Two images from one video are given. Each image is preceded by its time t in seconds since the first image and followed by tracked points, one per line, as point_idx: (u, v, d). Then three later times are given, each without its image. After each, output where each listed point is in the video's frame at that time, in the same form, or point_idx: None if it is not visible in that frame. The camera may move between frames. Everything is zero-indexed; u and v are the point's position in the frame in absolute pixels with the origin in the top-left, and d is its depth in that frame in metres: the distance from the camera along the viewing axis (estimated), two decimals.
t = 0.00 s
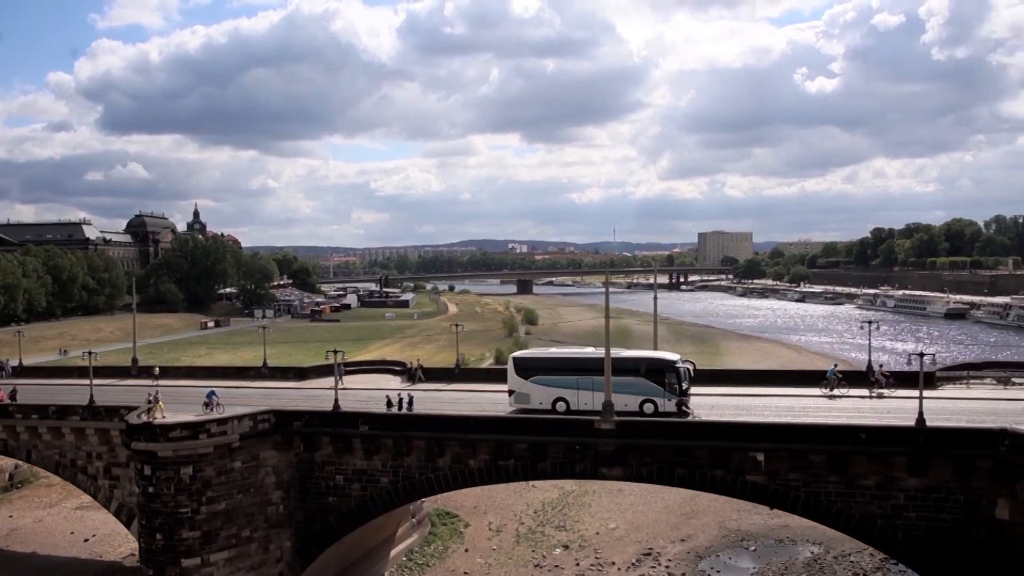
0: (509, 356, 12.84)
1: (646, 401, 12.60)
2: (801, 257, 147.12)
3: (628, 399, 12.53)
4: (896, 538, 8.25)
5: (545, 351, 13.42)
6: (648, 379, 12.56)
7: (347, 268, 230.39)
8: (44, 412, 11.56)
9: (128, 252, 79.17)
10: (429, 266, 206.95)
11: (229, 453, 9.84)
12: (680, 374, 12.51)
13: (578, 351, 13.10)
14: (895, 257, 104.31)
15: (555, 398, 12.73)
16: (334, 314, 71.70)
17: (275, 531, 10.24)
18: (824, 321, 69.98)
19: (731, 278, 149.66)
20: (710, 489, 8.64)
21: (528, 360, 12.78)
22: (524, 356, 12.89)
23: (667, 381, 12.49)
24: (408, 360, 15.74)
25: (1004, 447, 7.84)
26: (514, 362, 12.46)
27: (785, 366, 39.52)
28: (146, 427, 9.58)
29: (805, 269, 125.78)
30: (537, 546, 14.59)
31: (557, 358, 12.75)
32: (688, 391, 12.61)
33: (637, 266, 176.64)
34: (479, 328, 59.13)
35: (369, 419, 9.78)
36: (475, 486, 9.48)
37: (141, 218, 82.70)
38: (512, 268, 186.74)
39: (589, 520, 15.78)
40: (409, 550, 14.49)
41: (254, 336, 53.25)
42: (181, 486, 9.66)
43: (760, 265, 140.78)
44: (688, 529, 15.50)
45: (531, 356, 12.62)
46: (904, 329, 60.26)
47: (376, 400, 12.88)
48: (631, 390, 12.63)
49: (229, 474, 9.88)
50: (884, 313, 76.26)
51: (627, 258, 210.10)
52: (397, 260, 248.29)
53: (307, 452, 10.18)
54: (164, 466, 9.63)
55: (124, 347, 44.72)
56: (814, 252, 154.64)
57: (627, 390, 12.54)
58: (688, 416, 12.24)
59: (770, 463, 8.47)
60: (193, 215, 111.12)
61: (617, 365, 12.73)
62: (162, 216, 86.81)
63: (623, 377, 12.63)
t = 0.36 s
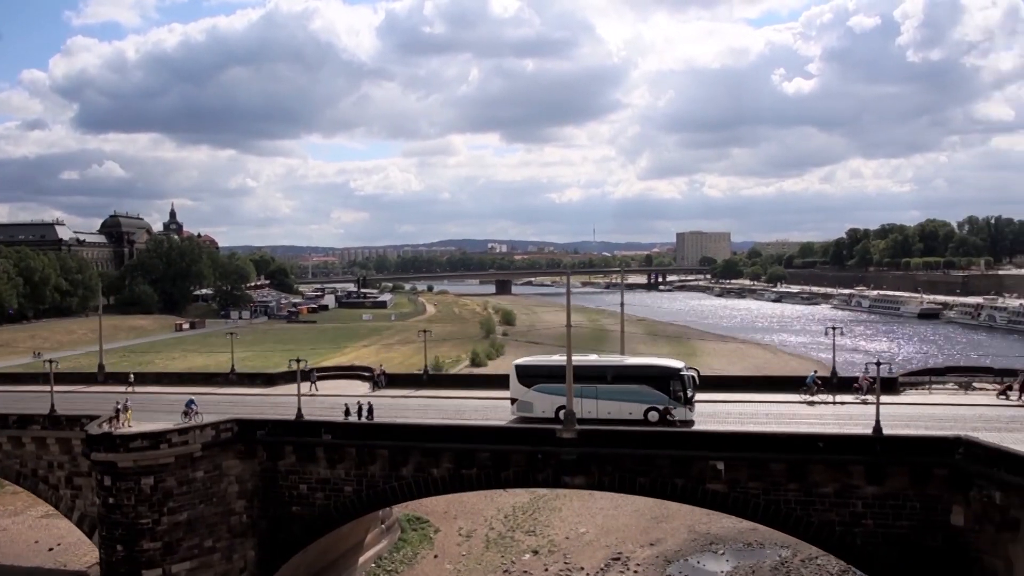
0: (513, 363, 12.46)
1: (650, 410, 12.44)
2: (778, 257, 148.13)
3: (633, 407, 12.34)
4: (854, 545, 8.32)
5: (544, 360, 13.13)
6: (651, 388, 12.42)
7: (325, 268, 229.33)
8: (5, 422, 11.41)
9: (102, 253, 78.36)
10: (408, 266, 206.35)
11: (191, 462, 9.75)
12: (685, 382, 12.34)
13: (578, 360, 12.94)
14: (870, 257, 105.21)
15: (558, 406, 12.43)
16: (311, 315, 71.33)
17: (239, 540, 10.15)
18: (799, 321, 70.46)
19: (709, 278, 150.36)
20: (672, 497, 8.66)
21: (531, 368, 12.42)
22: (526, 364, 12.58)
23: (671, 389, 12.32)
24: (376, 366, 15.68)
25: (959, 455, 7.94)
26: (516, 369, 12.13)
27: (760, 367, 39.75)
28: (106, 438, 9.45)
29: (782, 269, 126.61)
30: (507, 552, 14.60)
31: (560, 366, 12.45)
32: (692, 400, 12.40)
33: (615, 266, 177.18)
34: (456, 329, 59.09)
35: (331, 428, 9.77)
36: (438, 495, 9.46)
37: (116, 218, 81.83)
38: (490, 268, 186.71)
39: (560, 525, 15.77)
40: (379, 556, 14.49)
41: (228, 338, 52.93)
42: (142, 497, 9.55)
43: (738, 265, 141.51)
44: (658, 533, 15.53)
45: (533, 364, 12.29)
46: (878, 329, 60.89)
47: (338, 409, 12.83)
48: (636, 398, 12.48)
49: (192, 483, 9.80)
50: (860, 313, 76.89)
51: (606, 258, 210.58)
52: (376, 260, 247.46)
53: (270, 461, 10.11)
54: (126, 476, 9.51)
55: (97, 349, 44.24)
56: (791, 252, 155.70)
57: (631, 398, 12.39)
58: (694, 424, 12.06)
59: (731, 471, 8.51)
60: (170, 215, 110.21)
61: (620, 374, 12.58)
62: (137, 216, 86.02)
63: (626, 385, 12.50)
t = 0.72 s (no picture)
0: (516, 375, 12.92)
1: (656, 421, 12.57)
2: (754, 258, 149.16)
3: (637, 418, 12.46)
4: (813, 556, 8.37)
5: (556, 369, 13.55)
6: (656, 399, 12.49)
7: (302, 270, 228.11)
8: None
9: (74, 255, 77.45)
10: (386, 267, 205.75)
11: (152, 476, 9.63)
12: (690, 395, 12.43)
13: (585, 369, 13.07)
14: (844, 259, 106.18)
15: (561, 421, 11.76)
16: (286, 318, 70.82)
17: (201, 553, 10.01)
18: (774, 323, 70.97)
19: (686, 279, 151.04)
20: (634, 509, 8.68)
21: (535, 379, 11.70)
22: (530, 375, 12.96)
23: (677, 400, 12.41)
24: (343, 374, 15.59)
25: (914, 465, 8.02)
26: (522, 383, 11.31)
27: (734, 370, 39.89)
28: (64, 452, 9.31)
29: (758, 270, 127.49)
30: (475, 560, 14.58)
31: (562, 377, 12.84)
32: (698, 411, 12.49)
33: (592, 267, 177.63)
34: (432, 332, 58.90)
35: (293, 440, 9.70)
36: (400, 507, 9.42)
37: (89, 220, 80.90)
38: (468, 270, 186.46)
39: (529, 532, 15.77)
40: (346, 565, 14.45)
41: (201, 341, 52.48)
42: (100, 511, 9.39)
43: (715, 267, 142.32)
44: (626, 539, 15.55)
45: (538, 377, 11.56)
46: (851, 331, 61.39)
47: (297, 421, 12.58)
48: (641, 410, 12.61)
49: (152, 497, 9.67)
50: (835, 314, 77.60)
51: (584, 259, 211.07)
52: (354, 261, 246.53)
53: (232, 474, 10.03)
54: (83, 491, 9.35)
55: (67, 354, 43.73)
56: (767, 253, 156.73)
57: (635, 410, 12.52)
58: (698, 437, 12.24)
59: (691, 484, 8.53)
60: (144, 217, 109.21)
61: (626, 385, 12.65)
62: (111, 218, 85.09)
63: (632, 396, 12.58)
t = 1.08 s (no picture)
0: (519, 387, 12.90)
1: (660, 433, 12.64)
2: (727, 259, 150.29)
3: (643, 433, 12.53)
4: (769, 567, 8.42)
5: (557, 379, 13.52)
6: (659, 411, 12.58)
7: (276, 271, 226.68)
8: None
9: (41, 258, 76.41)
10: (360, 268, 204.93)
11: (107, 491, 9.52)
12: (695, 407, 12.53)
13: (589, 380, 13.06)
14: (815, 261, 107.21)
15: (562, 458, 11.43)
16: (258, 321, 70.35)
17: (158, 569, 9.89)
18: (745, 324, 71.57)
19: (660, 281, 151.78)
20: (592, 522, 8.70)
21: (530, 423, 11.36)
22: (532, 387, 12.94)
23: (681, 413, 12.51)
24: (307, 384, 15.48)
25: (867, 478, 8.13)
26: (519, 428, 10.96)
27: (705, 373, 40.12)
28: (17, 469, 9.18)
29: (731, 271, 128.52)
30: (440, 569, 14.54)
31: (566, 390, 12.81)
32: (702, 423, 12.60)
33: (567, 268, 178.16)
34: (404, 335, 58.75)
35: (252, 455, 9.65)
36: (360, 521, 9.38)
37: (56, 222, 79.86)
38: (443, 271, 186.29)
39: (495, 540, 15.74)
40: None
41: (171, 345, 51.97)
42: (54, 528, 9.26)
43: (688, 268, 143.21)
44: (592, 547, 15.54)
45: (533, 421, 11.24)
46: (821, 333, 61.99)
47: (255, 434, 12.45)
48: (644, 422, 12.67)
49: (108, 513, 9.55)
50: (805, 315, 78.41)
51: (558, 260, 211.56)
52: (328, 261, 245.38)
53: (191, 488, 9.93)
54: (36, 508, 9.21)
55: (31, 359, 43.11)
56: (740, 255, 157.91)
57: (639, 422, 12.59)
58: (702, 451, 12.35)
59: (648, 497, 8.58)
60: (114, 218, 108.05)
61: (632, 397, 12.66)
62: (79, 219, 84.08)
63: (636, 408, 12.62)
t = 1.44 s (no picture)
0: (521, 403, 13.07)
1: (662, 448, 12.98)
2: (699, 261, 151.23)
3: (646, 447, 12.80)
4: None
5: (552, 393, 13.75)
6: (662, 426, 12.94)
7: (247, 273, 224.85)
8: None
9: (5, 260, 75.23)
10: (332, 270, 203.76)
11: (60, 510, 9.38)
12: (696, 421, 12.95)
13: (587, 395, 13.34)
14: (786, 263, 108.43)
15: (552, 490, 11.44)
16: (227, 324, 69.74)
17: None
18: (716, 327, 72.01)
19: (632, 282, 152.48)
20: (549, 539, 8.70)
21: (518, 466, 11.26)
22: (535, 401, 13.15)
23: (685, 427, 12.89)
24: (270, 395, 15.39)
25: (821, 493, 8.21)
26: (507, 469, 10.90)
27: (675, 376, 40.35)
28: None
29: (703, 273, 129.41)
30: None
31: (569, 405, 13.06)
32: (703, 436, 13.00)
33: (540, 270, 178.31)
34: (375, 339, 58.49)
35: (207, 471, 9.55)
36: (317, 538, 9.32)
37: (21, 224, 78.69)
38: (416, 273, 185.75)
39: (460, 550, 15.64)
40: None
41: (138, 349, 51.36)
42: (4, 550, 9.11)
43: (660, 269, 143.96)
44: (558, 557, 15.47)
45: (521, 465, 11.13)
46: (790, 335, 62.57)
47: (213, 447, 12.32)
48: (646, 436, 13.01)
49: (60, 532, 9.40)
50: (775, 317, 79.08)
51: (532, 262, 211.90)
52: (300, 263, 243.83)
53: (146, 506, 9.80)
54: None
55: None
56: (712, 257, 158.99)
57: (643, 436, 12.93)
58: (706, 464, 12.77)
59: (605, 512, 8.58)
60: (81, 219, 106.67)
61: (634, 411, 13.02)
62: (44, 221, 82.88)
63: (641, 422, 12.96)
